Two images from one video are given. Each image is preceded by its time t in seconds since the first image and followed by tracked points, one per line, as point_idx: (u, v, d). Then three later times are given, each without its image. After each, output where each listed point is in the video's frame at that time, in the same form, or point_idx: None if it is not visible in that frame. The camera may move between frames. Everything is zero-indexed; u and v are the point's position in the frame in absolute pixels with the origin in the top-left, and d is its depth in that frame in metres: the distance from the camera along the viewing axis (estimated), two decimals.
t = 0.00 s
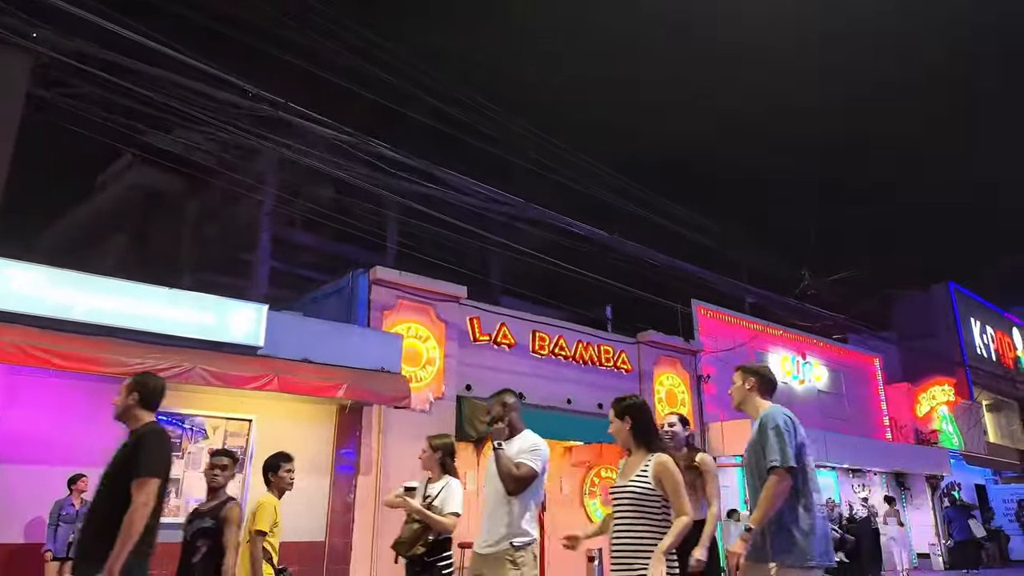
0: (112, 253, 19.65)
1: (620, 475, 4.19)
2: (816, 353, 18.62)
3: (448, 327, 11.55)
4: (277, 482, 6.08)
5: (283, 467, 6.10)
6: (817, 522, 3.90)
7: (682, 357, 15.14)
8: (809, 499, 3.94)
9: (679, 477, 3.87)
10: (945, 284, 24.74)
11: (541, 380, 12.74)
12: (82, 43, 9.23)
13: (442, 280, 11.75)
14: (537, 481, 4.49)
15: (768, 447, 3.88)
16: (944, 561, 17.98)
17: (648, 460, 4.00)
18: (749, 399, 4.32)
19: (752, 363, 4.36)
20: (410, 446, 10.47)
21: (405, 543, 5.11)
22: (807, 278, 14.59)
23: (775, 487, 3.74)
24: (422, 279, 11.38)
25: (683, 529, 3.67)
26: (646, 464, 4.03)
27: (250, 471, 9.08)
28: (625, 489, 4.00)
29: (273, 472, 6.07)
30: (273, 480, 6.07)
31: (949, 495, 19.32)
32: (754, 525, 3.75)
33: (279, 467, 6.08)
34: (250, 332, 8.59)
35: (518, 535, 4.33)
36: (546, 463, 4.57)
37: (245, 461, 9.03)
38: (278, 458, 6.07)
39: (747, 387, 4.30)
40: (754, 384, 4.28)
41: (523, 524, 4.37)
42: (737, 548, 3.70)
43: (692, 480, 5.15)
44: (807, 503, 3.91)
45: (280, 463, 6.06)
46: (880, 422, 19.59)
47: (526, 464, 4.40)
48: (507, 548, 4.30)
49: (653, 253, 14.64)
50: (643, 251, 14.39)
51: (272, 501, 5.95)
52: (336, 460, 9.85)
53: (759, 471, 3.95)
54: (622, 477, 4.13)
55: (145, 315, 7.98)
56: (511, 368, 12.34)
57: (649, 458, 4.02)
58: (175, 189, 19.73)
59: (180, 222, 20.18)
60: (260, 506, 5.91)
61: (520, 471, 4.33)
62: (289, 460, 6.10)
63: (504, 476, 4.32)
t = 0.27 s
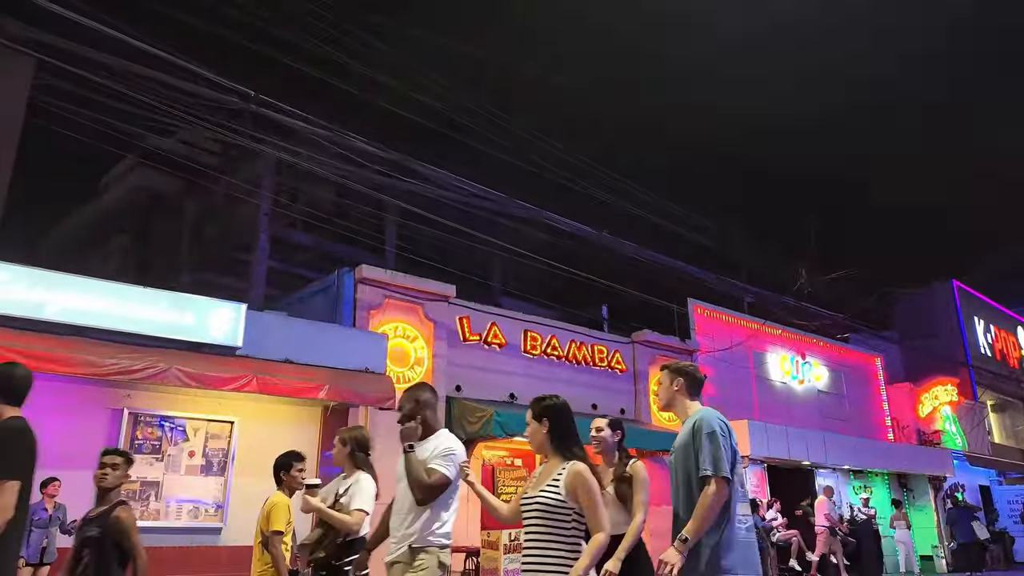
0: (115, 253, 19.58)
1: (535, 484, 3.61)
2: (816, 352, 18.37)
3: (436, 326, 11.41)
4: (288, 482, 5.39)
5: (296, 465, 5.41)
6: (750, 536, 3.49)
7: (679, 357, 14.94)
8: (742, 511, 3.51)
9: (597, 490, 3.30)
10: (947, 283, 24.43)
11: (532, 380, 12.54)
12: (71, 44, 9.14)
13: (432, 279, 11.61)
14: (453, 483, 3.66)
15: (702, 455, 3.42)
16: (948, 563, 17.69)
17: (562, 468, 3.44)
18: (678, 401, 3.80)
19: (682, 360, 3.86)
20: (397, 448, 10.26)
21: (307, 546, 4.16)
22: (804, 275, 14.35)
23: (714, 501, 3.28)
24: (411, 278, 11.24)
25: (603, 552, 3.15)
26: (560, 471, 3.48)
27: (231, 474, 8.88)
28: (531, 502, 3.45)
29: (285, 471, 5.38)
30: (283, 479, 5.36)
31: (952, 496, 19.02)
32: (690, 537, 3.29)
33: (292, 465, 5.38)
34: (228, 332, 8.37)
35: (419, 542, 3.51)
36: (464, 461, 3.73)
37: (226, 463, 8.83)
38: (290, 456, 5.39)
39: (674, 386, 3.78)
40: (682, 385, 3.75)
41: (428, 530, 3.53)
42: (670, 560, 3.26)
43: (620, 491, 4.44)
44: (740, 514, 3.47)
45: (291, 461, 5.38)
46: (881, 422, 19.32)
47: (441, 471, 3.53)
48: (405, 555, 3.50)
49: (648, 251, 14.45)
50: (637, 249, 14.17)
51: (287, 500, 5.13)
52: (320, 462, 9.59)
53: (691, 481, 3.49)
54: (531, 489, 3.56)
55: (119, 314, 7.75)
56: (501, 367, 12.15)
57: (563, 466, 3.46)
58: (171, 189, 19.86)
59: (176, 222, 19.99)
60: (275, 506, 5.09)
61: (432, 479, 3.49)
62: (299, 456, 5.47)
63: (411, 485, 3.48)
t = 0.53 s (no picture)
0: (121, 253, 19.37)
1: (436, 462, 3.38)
2: (816, 348, 18.14)
3: (426, 321, 11.20)
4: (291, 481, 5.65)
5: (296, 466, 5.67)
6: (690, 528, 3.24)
7: (676, 353, 14.75)
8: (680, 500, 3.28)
9: (498, 463, 3.10)
10: (951, 278, 24.11)
11: (526, 376, 12.36)
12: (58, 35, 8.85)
13: (422, 273, 11.40)
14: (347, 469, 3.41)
15: (634, 438, 3.23)
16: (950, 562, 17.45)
17: (466, 442, 3.23)
18: (601, 386, 3.71)
19: (608, 346, 3.81)
20: (384, 444, 10.08)
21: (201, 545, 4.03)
22: (803, 269, 14.12)
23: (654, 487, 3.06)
24: (400, 272, 11.00)
25: (487, 531, 2.94)
26: (464, 447, 3.26)
27: (213, 470, 8.75)
28: (431, 478, 3.20)
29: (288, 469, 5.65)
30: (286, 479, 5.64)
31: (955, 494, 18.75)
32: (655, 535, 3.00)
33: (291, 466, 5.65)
34: (208, 325, 8.22)
35: (305, 534, 3.28)
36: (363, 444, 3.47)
37: (207, 459, 8.69)
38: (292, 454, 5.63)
39: (600, 371, 3.70)
40: (608, 368, 3.68)
41: (314, 519, 3.29)
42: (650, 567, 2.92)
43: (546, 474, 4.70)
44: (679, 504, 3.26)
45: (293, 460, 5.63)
46: (883, 419, 19.06)
47: (333, 455, 3.29)
48: (291, 548, 3.29)
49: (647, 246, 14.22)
50: (634, 243, 13.94)
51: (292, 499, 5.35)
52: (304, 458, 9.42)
53: (622, 464, 3.26)
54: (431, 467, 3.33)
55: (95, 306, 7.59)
56: (494, 363, 11.96)
57: (469, 440, 3.24)
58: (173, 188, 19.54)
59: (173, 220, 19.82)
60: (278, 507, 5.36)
61: (323, 464, 3.25)
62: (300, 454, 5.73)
63: (300, 469, 3.27)
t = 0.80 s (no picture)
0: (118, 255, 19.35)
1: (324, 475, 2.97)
2: (811, 348, 17.99)
3: (411, 320, 10.96)
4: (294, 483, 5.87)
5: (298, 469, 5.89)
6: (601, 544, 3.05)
7: (667, 352, 14.58)
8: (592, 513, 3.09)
9: (390, 476, 2.71)
10: (948, 277, 23.92)
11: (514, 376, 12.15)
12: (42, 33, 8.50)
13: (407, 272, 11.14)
14: (223, 469, 3.28)
15: (549, 446, 3.00)
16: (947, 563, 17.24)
17: (360, 451, 2.84)
18: (521, 383, 3.47)
19: (531, 340, 3.55)
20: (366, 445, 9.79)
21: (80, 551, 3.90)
22: (795, 267, 13.96)
23: (566, 502, 2.86)
24: (385, 270, 10.86)
25: (359, 548, 2.52)
26: (358, 457, 2.86)
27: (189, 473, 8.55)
28: (316, 493, 2.77)
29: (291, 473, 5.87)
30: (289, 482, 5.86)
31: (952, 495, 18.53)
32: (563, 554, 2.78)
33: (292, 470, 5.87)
34: (181, 324, 8.03)
35: (192, 545, 3.17)
36: (242, 439, 3.34)
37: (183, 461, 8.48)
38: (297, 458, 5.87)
39: (522, 368, 3.46)
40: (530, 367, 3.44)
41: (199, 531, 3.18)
42: None
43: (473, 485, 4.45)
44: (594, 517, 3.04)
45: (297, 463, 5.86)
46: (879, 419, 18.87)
47: (203, 451, 3.20)
48: (177, 563, 3.15)
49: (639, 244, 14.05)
50: (625, 241, 13.74)
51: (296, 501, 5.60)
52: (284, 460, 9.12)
53: (532, 476, 3.05)
54: (319, 480, 2.91)
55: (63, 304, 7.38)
56: (481, 362, 11.74)
57: (363, 449, 2.85)
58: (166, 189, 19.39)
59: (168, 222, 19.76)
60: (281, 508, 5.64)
61: (188, 463, 3.18)
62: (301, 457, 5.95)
63: (169, 470, 3.20)
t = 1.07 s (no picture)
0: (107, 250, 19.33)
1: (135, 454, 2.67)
2: (795, 346, 17.92)
3: (386, 315, 10.67)
4: (282, 478, 5.95)
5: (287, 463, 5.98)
6: (473, 538, 2.81)
7: (648, 350, 14.49)
8: (467, 504, 2.85)
9: (206, 453, 2.50)
10: (934, 277, 23.88)
11: (493, 373, 11.95)
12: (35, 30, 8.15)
13: (382, 265, 10.86)
14: (28, 464, 3.02)
15: (418, 432, 2.78)
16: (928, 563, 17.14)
17: (173, 427, 2.58)
18: (404, 361, 3.23)
19: (420, 315, 3.29)
20: (338, 443, 9.58)
21: None
22: (779, 266, 13.86)
23: (419, 492, 2.64)
24: (359, 263, 10.57)
25: (161, 546, 2.31)
26: (174, 431, 2.60)
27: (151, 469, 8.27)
28: (116, 476, 2.50)
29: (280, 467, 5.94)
30: (278, 476, 5.93)
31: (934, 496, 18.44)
32: (383, 544, 2.63)
33: (281, 464, 5.95)
34: (141, 315, 7.84)
35: None
36: (54, 431, 3.07)
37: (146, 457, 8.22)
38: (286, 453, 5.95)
39: (405, 344, 3.23)
40: (413, 342, 3.21)
41: (4, 535, 2.93)
42: None
43: (353, 474, 4.20)
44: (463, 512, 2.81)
45: (285, 457, 5.94)
46: (864, 419, 18.77)
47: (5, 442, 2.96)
48: None
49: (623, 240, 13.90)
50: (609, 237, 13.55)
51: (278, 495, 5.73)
52: (252, 456, 8.84)
53: (400, 464, 2.84)
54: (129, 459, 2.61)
55: (17, 294, 7.15)
56: (458, 359, 11.53)
57: (177, 425, 2.59)
58: (145, 181, 19.05)
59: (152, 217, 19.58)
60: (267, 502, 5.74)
61: None
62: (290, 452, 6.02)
63: None
